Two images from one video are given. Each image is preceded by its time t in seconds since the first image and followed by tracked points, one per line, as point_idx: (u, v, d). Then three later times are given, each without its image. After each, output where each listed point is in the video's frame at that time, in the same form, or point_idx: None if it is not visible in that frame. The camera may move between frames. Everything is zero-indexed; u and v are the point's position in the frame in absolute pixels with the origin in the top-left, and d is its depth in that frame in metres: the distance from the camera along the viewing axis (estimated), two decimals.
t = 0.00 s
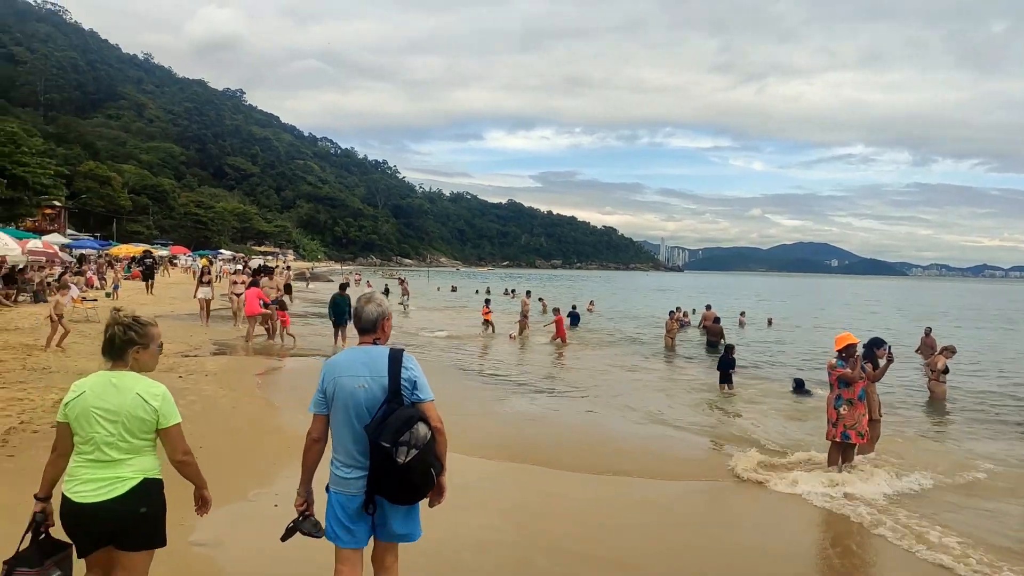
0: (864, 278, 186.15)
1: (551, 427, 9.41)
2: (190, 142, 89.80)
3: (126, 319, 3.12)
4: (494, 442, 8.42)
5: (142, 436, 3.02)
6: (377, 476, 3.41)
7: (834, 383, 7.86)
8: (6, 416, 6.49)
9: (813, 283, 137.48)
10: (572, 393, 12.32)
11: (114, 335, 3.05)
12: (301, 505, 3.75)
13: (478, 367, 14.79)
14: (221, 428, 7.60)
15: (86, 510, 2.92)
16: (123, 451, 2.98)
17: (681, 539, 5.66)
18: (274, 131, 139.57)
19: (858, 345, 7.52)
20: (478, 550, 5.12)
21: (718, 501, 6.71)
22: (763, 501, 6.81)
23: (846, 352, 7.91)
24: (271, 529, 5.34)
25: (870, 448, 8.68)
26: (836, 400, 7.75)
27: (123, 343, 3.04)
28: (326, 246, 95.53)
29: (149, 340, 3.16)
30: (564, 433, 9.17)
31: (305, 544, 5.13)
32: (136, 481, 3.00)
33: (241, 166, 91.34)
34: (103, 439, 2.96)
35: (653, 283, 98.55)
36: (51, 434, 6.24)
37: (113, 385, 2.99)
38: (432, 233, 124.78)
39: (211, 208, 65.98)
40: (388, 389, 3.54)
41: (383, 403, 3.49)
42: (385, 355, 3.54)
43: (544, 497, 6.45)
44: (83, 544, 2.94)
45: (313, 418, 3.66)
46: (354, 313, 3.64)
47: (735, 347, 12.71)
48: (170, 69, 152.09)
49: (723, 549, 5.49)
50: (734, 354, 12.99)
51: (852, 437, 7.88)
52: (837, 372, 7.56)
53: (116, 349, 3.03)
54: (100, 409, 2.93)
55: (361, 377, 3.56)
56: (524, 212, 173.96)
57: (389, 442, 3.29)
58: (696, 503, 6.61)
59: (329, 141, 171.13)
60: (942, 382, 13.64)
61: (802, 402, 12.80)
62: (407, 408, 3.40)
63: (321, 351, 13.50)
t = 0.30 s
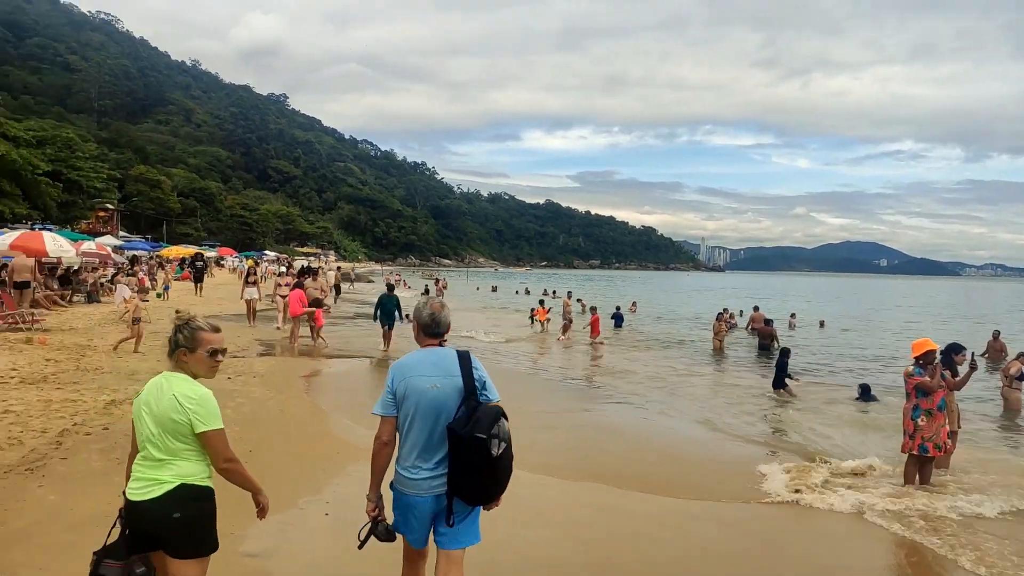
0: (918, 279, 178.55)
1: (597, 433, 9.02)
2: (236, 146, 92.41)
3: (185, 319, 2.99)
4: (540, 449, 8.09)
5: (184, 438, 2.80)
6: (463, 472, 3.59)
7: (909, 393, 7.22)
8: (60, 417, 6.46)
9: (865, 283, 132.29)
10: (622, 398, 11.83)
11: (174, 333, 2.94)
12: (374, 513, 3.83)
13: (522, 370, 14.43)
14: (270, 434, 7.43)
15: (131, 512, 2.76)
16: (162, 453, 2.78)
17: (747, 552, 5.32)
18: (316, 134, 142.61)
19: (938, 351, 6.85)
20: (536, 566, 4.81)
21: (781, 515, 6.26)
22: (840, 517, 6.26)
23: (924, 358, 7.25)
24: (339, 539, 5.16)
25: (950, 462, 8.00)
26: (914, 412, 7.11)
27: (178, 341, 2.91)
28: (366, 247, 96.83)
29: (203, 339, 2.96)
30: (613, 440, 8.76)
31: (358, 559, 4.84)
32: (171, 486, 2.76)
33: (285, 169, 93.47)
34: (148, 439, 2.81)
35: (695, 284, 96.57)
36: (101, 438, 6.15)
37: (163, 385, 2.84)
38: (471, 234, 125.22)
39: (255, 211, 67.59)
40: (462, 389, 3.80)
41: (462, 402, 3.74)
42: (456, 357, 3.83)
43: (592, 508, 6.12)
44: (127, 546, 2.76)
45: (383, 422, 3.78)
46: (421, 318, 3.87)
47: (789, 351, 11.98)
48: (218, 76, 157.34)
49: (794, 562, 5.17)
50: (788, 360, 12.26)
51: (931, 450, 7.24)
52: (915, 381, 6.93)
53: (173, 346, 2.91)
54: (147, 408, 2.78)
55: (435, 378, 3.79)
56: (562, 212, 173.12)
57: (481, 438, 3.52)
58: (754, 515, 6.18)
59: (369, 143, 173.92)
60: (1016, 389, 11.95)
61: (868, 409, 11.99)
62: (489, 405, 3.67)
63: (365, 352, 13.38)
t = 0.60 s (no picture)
0: (949, 279, 174.13)
1: (622, 441, 8.69)
2: (259, 147, 93.43)
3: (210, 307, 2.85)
4: (564, 458, 7.78)
5: (185, 431, 2.63)
6: (496, 471, 3.53)
7: (963, 395, 6.69)
8: (81, 420, 6.28)
9: (894, 282, 129.16)
10: (654, 403, 11.38)
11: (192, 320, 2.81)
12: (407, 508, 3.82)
13: (549, 372, 14.04)
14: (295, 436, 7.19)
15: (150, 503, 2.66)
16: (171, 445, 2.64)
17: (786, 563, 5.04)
18: (338, 135, 143.89)
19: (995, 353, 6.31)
20: None
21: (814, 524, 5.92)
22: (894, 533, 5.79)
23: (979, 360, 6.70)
24: (371, 550, 4.86)
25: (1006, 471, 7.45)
26: (969, 416, 6.57)
27: (190, 330, 2.75)
28: (387, 247, 97.11)
29: (212, 327, 2.76)
30: (640, 448, 8.42)
31: None
32: (178, 480, 2.61)
33: (306, 170, 94.16)
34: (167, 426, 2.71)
35: (719, 284, 95.06)
36: (121, 441, 5.93)
37: (174, 376, 2.70)
38: (491, 234, 125.03)
39: (277, 211, 68.08)
40: (494, 385, 3.73)
41: (494, 399, 3.70)
42: (489, 354, 3.77)
43: (621, 515, 5.86)
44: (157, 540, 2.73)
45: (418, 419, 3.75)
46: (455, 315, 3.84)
47: (830, 353, 11.43)
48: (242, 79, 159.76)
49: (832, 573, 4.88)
50: (829, 361, 11.73)
51: (988, 456, 6.69)
52: (969, 385, 6.39)
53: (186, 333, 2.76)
54: (160, 398, 2.67)
55: (469, 376, 3.73)
56: (582, 212, 172.06)
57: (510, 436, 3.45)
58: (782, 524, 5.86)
59: (389, 144, 174.88)
60: None
61: (915, 413, 11.38)
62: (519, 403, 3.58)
63: (388, 353, 13.11)
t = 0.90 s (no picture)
0: (958, 281, 172.97)
1: (641, 447, 8.41)
2: (265, 148, 93.56)
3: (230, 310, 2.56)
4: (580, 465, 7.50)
5: (209, 442, 2.39)
6: (529, 470, 3.57)
7: (1005, 404, 6.25)
8: (87, 425, 6.03)
9: (903, 284, 128.30)
10: (673, 407, 11.10)
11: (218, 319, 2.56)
12: (434, 506, 3.87)
13: (564, 376, 13.74)
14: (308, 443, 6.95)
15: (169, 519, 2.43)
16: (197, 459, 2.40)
17: None
18: (344, 136, 144.08)
19: None
20: None
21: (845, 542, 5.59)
22: (942, 555, 5.41)
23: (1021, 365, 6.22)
24: (394, 566, 4.61)
25: None
26: (1012, 425, 6.15)
27: (213, 331, 2.49)
28: (394, 249, 97.02)
29: (239, 329, 2.49)
30: (661, 455, 8.13)
31: None
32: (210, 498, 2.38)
33: (313, 172, 94.22)
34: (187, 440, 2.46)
35: (726, 287, 94.58)
36: (128, 449, 5.68)
37: (196, 382, 2.45)
38: (497, 236, 124.88)
39: (283, 213, 68.10)
40: (525, 382, 3.77)
41: (523, 396, 3.73)
42: (518, 351, 3.81)
43: (639, 524, 5.70)
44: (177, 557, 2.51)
45: (444, 418, 3.76)
46: (481, 313, 3.86)
47: (856, 357, 11.13)
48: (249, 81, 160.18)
49: None
50: (855, 366, 11.42)
51: None
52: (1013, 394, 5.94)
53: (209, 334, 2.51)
54: (180, 406, 2.41)
55: (500, 373, 3.76)
56: (589, 214, 171.77)
57: (542, 435, 3.47)
58: (806, 543, 5.54)
59: (395, 146, 175.01)
60: None
61: (945, 420, 11.04)
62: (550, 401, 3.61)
63: (400, 356, 12.83)
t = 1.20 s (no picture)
0: (964, 280, 172.33)
1: (654, 454, 8.12)
2: (271, 149, 93.58)
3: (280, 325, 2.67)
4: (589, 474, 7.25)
5: (278, 457, 2.48)
6: (573, 486, 3.39)
7: None
8: (96, 433, 5.82)
9: (909, 284, 128.17)
10: (692, 411, 10.90)
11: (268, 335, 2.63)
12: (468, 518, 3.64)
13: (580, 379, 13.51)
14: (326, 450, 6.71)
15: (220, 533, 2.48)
16: (260, 472, 2.48)
17: None
18: (349, 137, 144.22)
19: None
20: None
21: (872, 555, 5.30)
22: (1003, 575, 5.06)
23: None
24: None
25: None
26: None
27: (272, 346, 2.57)
28: (399, 250, 96.94)
29: (301, 345, 2.62)
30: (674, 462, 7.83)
31: None
32: (276, 503, 2.48)
33: (319, 172, 94.19)
34: (243, 453, 2.51)
35: (732, 287, 94.28)
36: (139, 459, 5.45)
37: (255, 398, 2.51)
38: (503, 236, 124.80)
39: (289, 214, 68.07)
40: (565, 397, 3.54)
41: (566, 414, 3.50)
42: (557, 366, 3.55)
43: (660, 532, 5.48)
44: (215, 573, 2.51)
45: (483, 430, 3.50)
46: (521, 323, 3.59)
47: (882, 361, 10.95)
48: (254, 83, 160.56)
49: None
50: (881, 369, 11.23)
51: None
52: None
53: (264, 347, 2.58)
54: (240, 421, 2.48)
55: (541, 389, 3.50)
56: (593, 215, 171.68)
57: (589, 452, 3.30)
58: (845, 558, 5.27)
59: (400, 147, 175.11)
60: None
61: (973, 426, 10.80)
62: (592, 418, 3.41)
63: (414, 359, 12.61)
